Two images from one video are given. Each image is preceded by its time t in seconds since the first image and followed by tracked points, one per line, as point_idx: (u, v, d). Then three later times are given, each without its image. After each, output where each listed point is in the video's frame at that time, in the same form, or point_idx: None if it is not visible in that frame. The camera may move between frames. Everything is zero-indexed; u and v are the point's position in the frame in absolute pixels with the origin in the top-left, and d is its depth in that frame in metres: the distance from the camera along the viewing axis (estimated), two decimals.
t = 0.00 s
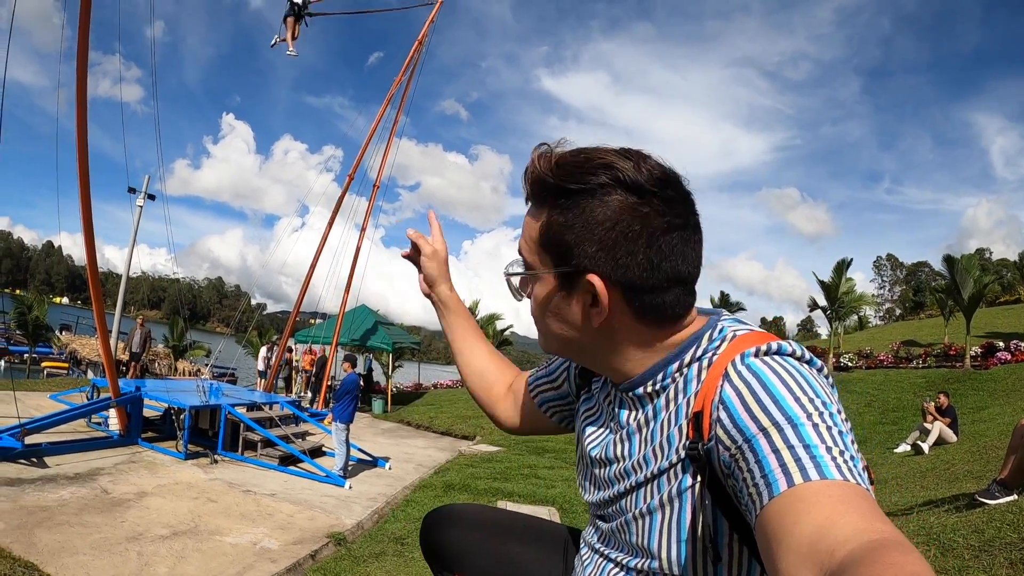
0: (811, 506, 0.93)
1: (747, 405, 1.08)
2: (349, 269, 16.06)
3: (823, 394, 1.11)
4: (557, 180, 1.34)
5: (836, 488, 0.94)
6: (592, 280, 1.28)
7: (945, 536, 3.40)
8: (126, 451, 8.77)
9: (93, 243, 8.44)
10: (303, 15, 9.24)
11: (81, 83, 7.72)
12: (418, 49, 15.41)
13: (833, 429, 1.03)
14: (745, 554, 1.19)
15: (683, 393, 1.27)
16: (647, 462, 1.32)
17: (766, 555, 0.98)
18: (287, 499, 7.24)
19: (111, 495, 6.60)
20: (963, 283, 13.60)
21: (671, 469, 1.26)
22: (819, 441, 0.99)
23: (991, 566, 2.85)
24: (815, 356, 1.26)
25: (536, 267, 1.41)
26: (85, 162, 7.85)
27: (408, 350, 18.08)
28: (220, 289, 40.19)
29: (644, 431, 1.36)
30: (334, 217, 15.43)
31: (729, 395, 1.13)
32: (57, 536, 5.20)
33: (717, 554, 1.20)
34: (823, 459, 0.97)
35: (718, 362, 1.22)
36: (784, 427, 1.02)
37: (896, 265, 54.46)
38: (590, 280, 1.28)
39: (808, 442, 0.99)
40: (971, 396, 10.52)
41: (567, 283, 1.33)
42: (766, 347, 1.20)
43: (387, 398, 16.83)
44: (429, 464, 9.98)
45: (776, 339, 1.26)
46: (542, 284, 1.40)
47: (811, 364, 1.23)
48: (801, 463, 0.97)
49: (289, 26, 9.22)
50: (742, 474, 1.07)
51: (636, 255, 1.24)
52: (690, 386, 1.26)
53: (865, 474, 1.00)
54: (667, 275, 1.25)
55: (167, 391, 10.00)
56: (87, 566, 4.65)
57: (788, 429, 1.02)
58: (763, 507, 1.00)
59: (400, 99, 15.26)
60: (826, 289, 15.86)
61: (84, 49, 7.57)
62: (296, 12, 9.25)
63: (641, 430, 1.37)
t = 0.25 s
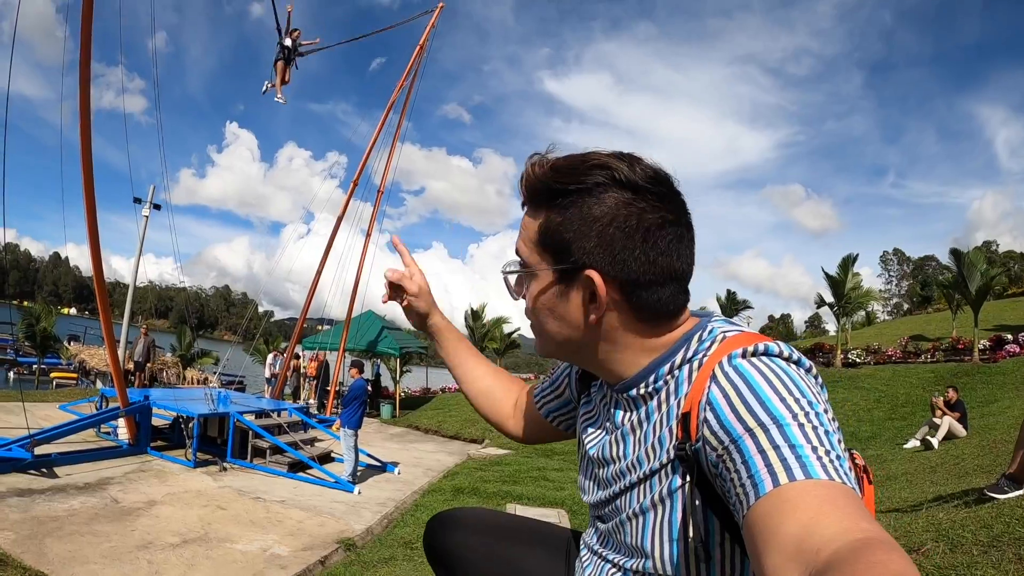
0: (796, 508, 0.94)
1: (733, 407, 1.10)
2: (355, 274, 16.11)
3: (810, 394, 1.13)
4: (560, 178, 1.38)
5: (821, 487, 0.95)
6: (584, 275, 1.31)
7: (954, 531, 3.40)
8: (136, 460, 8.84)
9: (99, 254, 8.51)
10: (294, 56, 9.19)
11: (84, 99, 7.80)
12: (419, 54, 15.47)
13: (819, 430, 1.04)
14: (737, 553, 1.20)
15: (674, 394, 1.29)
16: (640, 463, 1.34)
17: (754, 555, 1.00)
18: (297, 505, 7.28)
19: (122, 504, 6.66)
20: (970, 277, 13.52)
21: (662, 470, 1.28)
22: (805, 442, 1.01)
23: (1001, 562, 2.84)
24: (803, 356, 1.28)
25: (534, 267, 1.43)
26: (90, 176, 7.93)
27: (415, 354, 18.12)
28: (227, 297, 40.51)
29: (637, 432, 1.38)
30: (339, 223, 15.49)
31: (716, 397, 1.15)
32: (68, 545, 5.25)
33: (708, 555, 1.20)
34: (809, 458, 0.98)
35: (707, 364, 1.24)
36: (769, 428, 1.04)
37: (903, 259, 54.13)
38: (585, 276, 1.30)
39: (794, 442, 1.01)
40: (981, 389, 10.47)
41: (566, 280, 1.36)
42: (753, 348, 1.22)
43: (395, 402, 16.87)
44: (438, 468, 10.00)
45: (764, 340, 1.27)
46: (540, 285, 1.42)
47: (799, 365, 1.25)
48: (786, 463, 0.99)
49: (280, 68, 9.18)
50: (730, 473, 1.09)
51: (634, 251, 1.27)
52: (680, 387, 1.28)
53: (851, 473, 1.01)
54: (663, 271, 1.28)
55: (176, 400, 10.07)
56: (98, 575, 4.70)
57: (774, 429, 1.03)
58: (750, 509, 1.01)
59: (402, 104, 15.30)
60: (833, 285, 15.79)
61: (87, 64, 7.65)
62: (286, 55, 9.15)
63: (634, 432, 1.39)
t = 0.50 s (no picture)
0: (809, 508, 0.94)
1: (746, 410, 1.11)
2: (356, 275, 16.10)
3: (822, 397, 1.12)
4: (635, 173, 1.36)
5: (834, 489, 0.95)
6: (680, 261, 1.34)
7: (958, 532, 3.39)
8: (138, 462, 8.84)
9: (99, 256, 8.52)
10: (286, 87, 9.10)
11: (84, 102, 7.81)
12: (419, 54, 15.45)
13: (832, 432, 1.04)
14: (749, 560, 1.19)
15: (685, 401, 1.29)
16: (651, 470, 1.35)
17: (767, 557, 1.00)
18: (298, 506, 7.28)
19: (123, 506, 6.66)
20: (971, 274, 13.50)
21: (674, 476, 1.28)
22: (818, 443, 1.01)
23: (1005, 564, 2.84)
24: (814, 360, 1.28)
25: (611, 262, 1.34)
26: (91, 180, 7.94)
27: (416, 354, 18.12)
28: (227, 298, 40.49)
29: (647, 440, 1.38)
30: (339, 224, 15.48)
31: (728, 401, 1.15)
32: (70, 547, 5.26)
33: (719, 560, 1.21)
34: (822, 460, 0.98)
35: (718, 368, 1.24)
36: (782, 430, 1.04)
37: (905, 257, 54.04)
38: (677, 262, 1.33)
39: (807, 444, 1.01)
40: (983, 388, 10.46)
41: (656, 270, 1.33)
42: (765, 352, 1.22)
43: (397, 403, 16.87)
44: (440, 469, 10.00)
45: (775, 344, 1.28)
46: (620, 280, 1.33)
47: (810, 369, 1.25)
48: (798, 465, 0.99)
49: (272, 100, 9.09)
50: (743, 477, 1.09)
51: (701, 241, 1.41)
52: (692, 393, 1.28)
53: (864, 476, 1.01)
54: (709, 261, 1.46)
55: (177, 401, 10.07)
56: None
57: (787, 432, 1.03)
58: (763, 511, 1.01)
59: (403, 104, 15.27)
60: (834, 284, 15.77)
61: (87, 69, 7.67)
62: (277, 85, 9.04)
63: (644, 439, 1.39)
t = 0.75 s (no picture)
0: (815, 501, 0.93)
1: (750, 407, 1.10)
2: (354, 272, 16.07)
3: (825, 394, 1.12)
4: (664, 168, 1.39)
5: (840, 482, 0.94)
6: (697, 258, 1.41)
7: (955, 536, 3.39)
8: (133, 458, 8.80)
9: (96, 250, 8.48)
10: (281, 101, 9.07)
11: (82, 96, 7.77)
12: (419, 52, 15.41)
13: (836, 427, 1.03)
14: (754, 560, 1.18)
15: (686, 399, 1.28)
16: (652, 472, 1.33)
17: (773, 554, 0.98)
18: (294, 503, 7.26)
19: (118, 502, 6.63)
20: (969, 278, 13.53)
21: (675, 477, 1.27)
22: (823, 439, 1.00)
23: (1002, 568, 2.84)
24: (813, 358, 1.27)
25: (649, 255, 1.33)
26: (88, 174, 7.90)
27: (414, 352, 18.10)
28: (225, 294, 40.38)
29: (647, 443, 1.36)
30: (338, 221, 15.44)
31: (732, 399, 1.14)
32: (64, 543, 5.23)
33: (726, 557, 1.20)
34: (827, 455, 0.97)
35: (720, 367, 1.23)
36: (787, 426, 1.03)
37: (903, 260, 54.06)
38: (695, 259, 1.40)
39: (812, 439, 1.00)
40: (979, 391, 10.49)
41: (681, 265, 1.37)
42: (766, 350, 1.21)
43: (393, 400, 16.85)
44: (436, 467, 9.98)
45: (774, 342, 1.27)
46: (655, 273, 1.33)
47: (810, 366, 1.24)
48: (804, 460, 0.97)
49: (267, 114, 9.06)
50: (748, 474, 1.07)
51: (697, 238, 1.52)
52: (694, 391, 1.27)
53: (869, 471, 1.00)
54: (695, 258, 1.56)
55: (173, 397, 10.03)
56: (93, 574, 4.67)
57: (792, 428, 1.02)
58: (769, 506, 1.00)
59: (402, 101, 15.22)
60: (832, 286, 15.78)
61: (85, 63, 7.62)
62: (272, 100, 9.01)
63: (645, 442, 1.37)
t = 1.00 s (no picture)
0: (817, 502, 0.92)
1: (755, 407, 1.08)
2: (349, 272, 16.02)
3: (831, 396, 1.10)
4: (669, 164, 1.37)
5: (843, 485, 0.93)
6: (702, 253, 1.39)
7: (951, 534, 3.39)
8: (128, 459, 8.74)
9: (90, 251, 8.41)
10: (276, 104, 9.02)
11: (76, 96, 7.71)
12: (415, 51, 15.37)
13: (841, 429, 1.01)
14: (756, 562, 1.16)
15: (692, 399, 1.26)
16: (656, 472, 1.31)
17: (773, 555, 0.97)
18: (291, 504, 7.22)
19: (114, 504, 6.58)
20: (964, 276, 13.58)
21: (680, 477, 1.25)
22: (827, 440, 0.98)
23: (998, 566, 2.84)
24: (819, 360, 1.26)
25: (657, 251, 1.32)
26: (82, 173, 7.84)
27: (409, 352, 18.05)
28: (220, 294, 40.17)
29: (653, 442, 1.35)
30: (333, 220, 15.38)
31: (738, 399, 1.12)
32: (60, 546, 5.18)
33: (727, 559, 1.18)
34: (830, 456, 0.95)
35: (726, 367, 1.21)
36: (792, 426, 1.01)
37: (897, 260, 54.23)
38: (700, 254, 1.39)
39: (816, 440, 0.98)
40: (974, 389, 10.52)
41: (687, 261, 1.36)
42: (774, 351, 1.20)
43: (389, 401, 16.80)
44: (432, 467, 9.95)
45: (780, 343, 1.25)
46: (664, 269, 1.32)
47: (816, 367, 1.22)
48: (807, 461, 0.96)
49: (261, 117, 9.00)
50: (751, 474, 1.06)
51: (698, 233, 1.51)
52: (699, 390, 1.25)
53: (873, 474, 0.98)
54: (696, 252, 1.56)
55: (168, 398, 9.97)
56: None
57: (796, 428, 1.01)
58: (770, 507, 0.98)
59: (398, 101, 15.16)
60: (828, 285, 15.81)
61: (79, 62, 7.55)
62: (267, 102, 8.96)
63: (650, 442, 1.35)
